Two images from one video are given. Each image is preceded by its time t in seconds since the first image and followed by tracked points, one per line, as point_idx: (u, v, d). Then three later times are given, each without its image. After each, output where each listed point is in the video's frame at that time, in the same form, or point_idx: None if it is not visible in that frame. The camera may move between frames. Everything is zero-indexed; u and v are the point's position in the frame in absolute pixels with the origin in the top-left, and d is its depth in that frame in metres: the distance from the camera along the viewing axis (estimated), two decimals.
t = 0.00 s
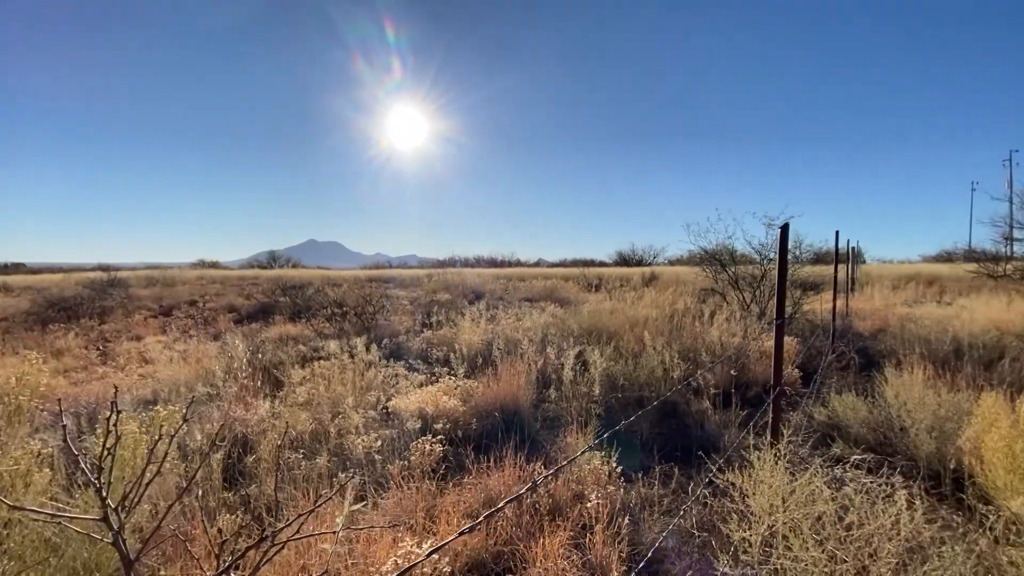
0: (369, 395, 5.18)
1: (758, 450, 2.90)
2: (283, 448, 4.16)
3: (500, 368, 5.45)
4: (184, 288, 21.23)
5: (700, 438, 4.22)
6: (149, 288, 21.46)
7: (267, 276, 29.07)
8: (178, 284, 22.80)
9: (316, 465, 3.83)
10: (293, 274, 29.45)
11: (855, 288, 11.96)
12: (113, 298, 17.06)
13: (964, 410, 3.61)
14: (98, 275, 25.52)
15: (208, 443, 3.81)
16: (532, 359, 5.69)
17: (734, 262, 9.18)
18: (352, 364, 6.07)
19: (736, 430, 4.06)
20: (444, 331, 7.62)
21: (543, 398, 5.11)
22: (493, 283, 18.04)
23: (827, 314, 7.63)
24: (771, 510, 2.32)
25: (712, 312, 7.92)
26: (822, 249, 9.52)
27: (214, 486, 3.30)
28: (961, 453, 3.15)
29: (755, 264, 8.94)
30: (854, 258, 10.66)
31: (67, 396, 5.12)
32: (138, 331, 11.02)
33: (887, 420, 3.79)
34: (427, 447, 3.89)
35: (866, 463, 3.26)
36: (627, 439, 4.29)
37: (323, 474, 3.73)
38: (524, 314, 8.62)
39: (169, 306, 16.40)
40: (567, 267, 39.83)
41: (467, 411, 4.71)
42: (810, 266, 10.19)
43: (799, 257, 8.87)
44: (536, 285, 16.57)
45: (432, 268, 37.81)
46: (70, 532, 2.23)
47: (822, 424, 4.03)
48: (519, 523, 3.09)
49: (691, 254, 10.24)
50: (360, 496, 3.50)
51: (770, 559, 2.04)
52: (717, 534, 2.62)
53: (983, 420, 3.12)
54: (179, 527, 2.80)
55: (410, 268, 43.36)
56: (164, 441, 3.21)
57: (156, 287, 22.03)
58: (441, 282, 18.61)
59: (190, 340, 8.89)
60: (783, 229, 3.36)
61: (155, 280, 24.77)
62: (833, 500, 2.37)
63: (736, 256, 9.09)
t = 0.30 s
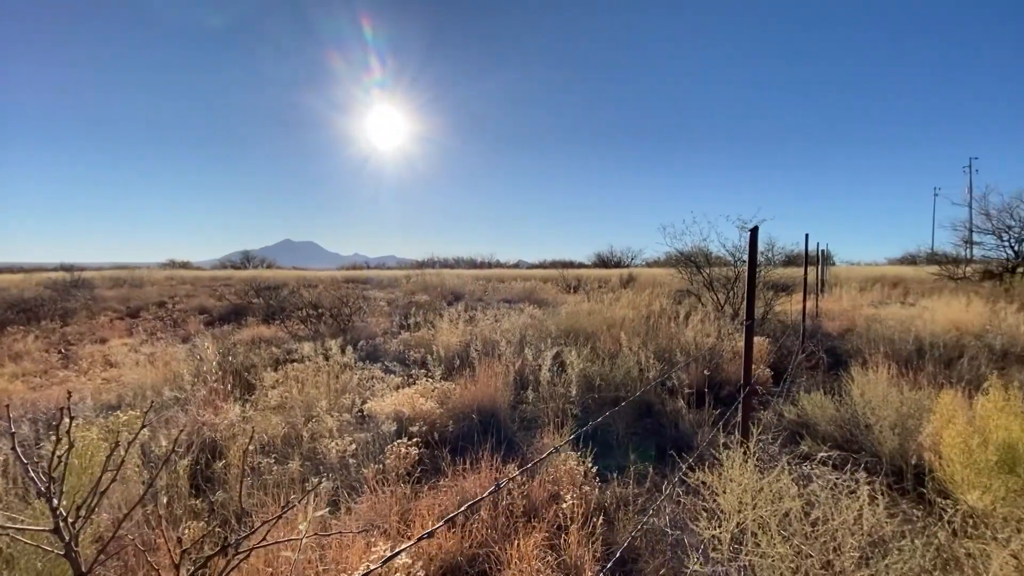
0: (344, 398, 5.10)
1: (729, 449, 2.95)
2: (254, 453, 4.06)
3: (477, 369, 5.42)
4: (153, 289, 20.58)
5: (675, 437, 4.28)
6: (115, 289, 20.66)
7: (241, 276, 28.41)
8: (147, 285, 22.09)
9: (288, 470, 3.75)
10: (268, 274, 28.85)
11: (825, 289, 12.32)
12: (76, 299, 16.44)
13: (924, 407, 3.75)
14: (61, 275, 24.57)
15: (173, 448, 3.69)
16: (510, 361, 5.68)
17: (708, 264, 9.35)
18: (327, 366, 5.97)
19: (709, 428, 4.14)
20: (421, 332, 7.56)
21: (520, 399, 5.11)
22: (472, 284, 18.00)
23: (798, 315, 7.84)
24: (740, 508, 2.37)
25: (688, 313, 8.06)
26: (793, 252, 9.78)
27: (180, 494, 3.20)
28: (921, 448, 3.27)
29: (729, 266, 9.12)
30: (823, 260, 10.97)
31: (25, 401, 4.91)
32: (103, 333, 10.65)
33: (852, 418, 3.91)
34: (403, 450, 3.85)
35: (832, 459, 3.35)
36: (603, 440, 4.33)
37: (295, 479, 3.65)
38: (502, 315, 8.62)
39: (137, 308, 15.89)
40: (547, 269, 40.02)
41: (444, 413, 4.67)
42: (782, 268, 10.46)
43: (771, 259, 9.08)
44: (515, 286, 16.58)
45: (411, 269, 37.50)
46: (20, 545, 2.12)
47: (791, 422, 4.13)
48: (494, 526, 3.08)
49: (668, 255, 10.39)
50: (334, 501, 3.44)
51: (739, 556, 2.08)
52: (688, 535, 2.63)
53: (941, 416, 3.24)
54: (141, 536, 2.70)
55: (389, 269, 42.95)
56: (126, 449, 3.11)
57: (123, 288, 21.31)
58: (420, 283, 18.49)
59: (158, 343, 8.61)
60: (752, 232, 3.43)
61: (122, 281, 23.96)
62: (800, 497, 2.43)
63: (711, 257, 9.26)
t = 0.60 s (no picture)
0: (316, 401, 5.00)
1: (699, 448, 3.00)
2: (221, 459, 3.95)
3: (453, 371, 5.39)
4: (116, 290, 19.84)
5: (649, 437, 4.33)
6: (76, 290, 19.85)
7: (211, 277, 27.61)
8: (110, 286, 21.27)
9: (257, 476, 3.65)
10: (239, 275, 28.11)
11: (794, 290, 12.68)
12: (33, 300, 15.72)
13: (886, 405, 3.88)
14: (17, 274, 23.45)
15: (135, 456, 3.55)
16: (486, 362, 5.66)
17: (682, 266, 9.51)
18: (299, 369, 5.85)
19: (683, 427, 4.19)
20: (397, 334, 7.47)
21: (496, 400, 5.10)
22: (449, 285, 17.88)
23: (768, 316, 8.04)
24: (709, 506, 2.40)
25: (662, 314, 8.18)
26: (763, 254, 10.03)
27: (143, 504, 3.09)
28: (883, 445, 3.38)
29: (702, 268, 9.29)
30: (792, 262, 11.28)
31: None
32: (62, 336, 10.21)
33: (819, 416, 4.02)
34: (377, 454, 3.80)
35: (799, 457, 3.44)
36: (578, 441, 4.36)
37: (265, 486, 3.57)
38: (479, 316, 8.59)
39: (99, 309, 15.29)
40: (525, 270, 40.10)
41: (420, 415, 4.63)
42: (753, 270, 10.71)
43: (743, 261, 9.29)
44: (493, 287, 16.56)
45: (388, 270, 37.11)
46: None
47: (761, 421, 4.23)
48: (468, 529, 3.05)
49: (643, 257, 10.52)
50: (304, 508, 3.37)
51: (707, 554, 2.11)
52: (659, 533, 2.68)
53: (901, 414, 3.36)
54: (97, 547, 2.59)
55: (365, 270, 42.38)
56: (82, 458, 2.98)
57: (84, 289, 20.48)
58: (396, 283, 18.30)
59: (121, 347, 8.29)
60: (721, 235, 3.49)
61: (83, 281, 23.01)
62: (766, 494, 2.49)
63: (684, 259, 9.42)
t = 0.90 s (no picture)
0: (286, 406, 4.89)
1: (669, 448, 3.04)
2: (185, 467, 3.82)
3: (427, 373, 5.33)
4: (74, 291, 18.97)
5: (622, 436, 4.38)
6: (29, 291, 18.88)
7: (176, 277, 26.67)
8: (67, 287, 20.31)
9: (222, 484, 3.54)
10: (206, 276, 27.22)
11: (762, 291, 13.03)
12: None
13: (847, 403, 4.02)
14: None
15: (91, 466, 3.40)
16: (461, 364, 5.63)
17: (655, 267, 9.65)
18: (268, 373, 5.70)
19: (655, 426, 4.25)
20: (371, 336, 7.36)
21: (471, 402, 5.08)
22: (425, 286, 17.72)
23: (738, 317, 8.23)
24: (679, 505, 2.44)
25: (636, 315, 8.29)
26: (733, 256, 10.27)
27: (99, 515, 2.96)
28: (845, 441, 3.49)
29: (674, 269, 9.45)
30: (761, 264, 11.59)
31: None
32: (13, 340, 9.69)
33: (784, 415, 4.13)
34: (348, 459, 3.73)
35: (766, 455, 3.53)
36: (552, 442, 4.38)
37: (230, 494, 3.46)
38: (455, 318, 8.53)
39: (54, 311, 14.58)
40: (501, 271, 40.08)
41: (393, 419, 4.57)
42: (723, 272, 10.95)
43: (714, 263, 9.50)
44: (469, 288, 16.50)
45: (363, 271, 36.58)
46: None
47: (730, 419, 4.32)
48: (441, 534, 3.02)
49: (617, 259, 10.64)
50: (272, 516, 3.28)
51: (676, 552, 2.14)
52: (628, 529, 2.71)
53: (861, 411, 3.48)
54: (48, 562, 2.47)
55: (339, 271, 41.66)
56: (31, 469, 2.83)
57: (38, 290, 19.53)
58: (370, 285, 18.04)
59: (78, 351, 7.93)
60: (691, 238, 3.55)
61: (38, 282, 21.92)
62: (733, 492, 2.54)
63: (657, 261, 9.57)
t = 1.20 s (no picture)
0: (252, 412, 4.73)
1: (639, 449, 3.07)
2: (143, 478, 3.66)
3: (399, 377, 5.25)
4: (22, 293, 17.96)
5: (595, 437, 4.41)
6: None
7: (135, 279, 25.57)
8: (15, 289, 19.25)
9: (183, 495, 3.40)
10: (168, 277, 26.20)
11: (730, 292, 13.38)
12: None
13: (810, 401, 4.15)
14: None
15: (38, 479, 3.21)
16: (433, 367, 5.57)
17: (627, 269, 9.78)
18: (233, 378, 5.51)
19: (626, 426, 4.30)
20: (340, 339, 7.20)
21: (444, 405, 5.03)
22: (397, 288, 17.50)
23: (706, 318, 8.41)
24: (648, 506, 2.46)
25: (608, 316, 8.38)
26: (702, 258, 10.50)
27: (47, 532, 2.80)
28: (808, 438, 3.60)
29: (646, 271, 9.59)
30: (728, 265, 11.89)
31: None
32: None
33: (751, 413, 4.24)
34: (316, 467, 3.63)
35: (733, 453, 3.61)
36: (525, 444, 4.38)
37: (191, 504, 3.33)
38: (427, 319, 8.45)
39: None
40: (476, 273, 39.98)
41: (363, 424, 4.48)
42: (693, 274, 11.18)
43: (684, 265, 9.68)
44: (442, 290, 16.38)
45: (334, 272, 35.94)
46: None
47: (699, 419, 4.40)
48: (412, 541, 2.97)
49: (590, 260, 10.73)
50: (236, 528, 3.17)
51: (645, 554, 2.15)
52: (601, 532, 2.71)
53: (823, 410, 3.60)
54: None
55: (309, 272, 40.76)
56: None
57: None
58: (341, 286, 17.72)
59: (26, 357, 7.51)
60: (660, 242, 3.59)
61: None
62: (702, 491, 2.58)
63: (628, 263, 9.70)
